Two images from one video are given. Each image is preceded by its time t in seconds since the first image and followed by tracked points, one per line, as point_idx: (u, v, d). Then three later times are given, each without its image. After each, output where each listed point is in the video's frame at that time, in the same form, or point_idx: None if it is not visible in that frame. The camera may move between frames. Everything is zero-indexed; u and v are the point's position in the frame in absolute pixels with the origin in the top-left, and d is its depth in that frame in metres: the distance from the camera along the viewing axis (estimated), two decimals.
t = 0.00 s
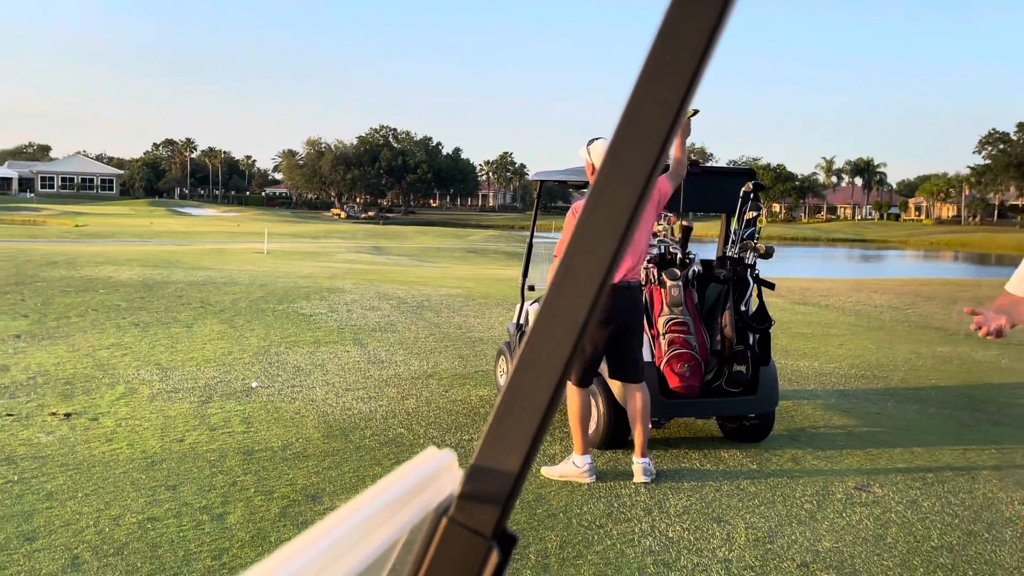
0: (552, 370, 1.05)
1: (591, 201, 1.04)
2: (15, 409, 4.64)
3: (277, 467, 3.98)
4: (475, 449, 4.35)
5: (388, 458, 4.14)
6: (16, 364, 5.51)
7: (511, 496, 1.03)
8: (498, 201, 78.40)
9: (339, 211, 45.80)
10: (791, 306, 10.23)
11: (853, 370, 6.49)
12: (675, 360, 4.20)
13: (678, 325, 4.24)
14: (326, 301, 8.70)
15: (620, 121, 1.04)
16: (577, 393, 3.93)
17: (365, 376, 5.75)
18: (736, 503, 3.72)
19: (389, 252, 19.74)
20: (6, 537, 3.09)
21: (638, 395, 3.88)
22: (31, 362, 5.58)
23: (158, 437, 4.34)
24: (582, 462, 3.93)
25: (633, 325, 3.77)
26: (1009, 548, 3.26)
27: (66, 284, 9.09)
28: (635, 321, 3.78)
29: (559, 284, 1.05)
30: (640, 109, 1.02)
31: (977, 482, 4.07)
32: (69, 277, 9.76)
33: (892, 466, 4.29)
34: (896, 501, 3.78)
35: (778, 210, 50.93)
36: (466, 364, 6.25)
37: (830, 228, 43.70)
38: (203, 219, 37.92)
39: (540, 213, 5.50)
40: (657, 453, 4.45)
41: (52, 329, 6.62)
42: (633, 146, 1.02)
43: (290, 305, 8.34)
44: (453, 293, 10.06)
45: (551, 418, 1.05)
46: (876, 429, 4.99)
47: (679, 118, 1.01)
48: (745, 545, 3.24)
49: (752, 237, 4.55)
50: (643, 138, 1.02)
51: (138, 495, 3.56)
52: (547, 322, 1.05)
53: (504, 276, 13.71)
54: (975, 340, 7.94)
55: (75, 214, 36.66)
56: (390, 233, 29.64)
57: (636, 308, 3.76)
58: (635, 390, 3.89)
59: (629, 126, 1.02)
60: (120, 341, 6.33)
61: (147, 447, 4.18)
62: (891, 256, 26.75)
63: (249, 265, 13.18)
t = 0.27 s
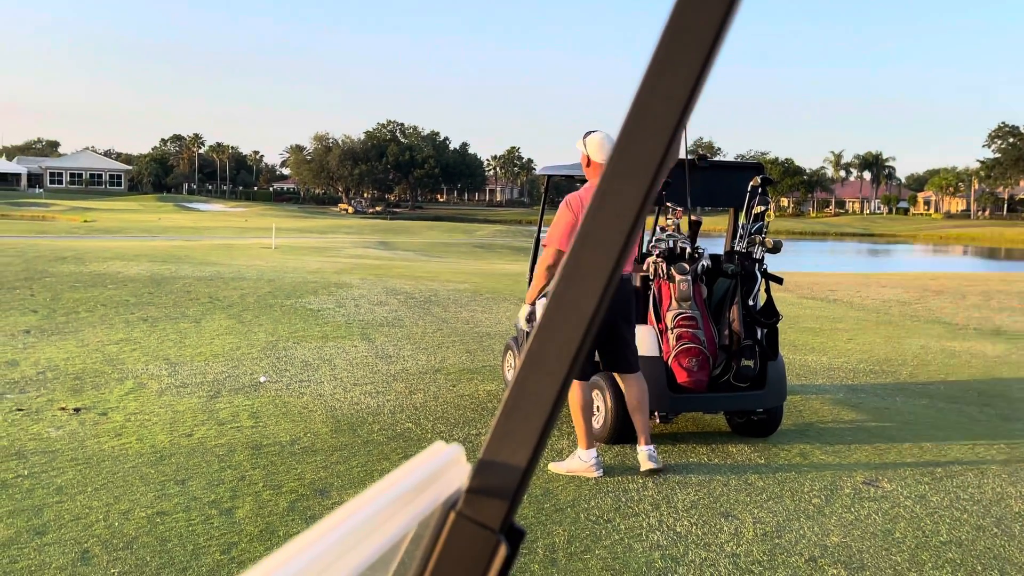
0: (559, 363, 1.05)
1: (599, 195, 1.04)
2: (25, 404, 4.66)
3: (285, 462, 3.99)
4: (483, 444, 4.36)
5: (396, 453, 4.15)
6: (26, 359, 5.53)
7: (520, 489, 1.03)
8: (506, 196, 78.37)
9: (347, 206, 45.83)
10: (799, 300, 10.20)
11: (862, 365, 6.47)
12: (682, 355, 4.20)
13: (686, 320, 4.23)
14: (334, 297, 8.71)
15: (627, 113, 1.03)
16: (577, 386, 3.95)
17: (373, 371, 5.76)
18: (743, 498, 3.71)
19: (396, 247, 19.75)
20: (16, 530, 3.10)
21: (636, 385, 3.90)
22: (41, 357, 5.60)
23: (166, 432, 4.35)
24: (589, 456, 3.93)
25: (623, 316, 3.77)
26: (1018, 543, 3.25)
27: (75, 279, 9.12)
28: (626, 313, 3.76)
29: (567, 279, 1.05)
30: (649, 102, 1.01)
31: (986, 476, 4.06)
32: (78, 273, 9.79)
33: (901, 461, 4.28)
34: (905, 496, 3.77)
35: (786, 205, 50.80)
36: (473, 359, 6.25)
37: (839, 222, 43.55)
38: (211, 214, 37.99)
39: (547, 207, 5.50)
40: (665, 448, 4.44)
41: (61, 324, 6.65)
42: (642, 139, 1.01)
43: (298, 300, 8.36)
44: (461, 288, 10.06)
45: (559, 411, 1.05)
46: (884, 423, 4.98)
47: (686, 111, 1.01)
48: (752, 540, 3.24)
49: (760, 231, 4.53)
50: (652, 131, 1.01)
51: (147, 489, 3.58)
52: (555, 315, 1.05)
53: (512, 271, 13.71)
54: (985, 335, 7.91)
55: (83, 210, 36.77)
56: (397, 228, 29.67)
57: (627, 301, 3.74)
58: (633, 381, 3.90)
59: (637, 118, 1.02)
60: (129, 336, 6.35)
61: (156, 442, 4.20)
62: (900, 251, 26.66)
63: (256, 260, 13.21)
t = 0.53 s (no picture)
0: (565, 361, 1.05)
1: (605, 194, 1.04)
2: (33, 400, 4.68)
3: (292, 458, 4.00)
4: (489, 440, 4.36)
5: (402, 449, 4.16)
6: (33, 355, 5.55)
7: (526, 486, 1.03)
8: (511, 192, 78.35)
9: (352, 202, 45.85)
10: (805, 296, 10.18)
11: (868, 361, 6.46)
12: (689, 352, 4.20)
13: (692, 316, 4.24)
14: (340, 293, 8.72)
15: (632, 112, 1.03)
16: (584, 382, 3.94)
17: (379, 367, 5.77)
18: (750, 494, 3.71)
19: (402, 244, 19.76)
20: (25, 526, 3.12)
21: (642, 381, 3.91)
22: (48, 354, 5.62)
23: (173, 428, 4.36)
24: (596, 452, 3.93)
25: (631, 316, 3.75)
26: None
27: (82, 276, 9.15)
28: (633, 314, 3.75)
29: (572, 277, 1.05)
30: (654, 100, 1.01)
31: (993, 473, 4.05)
32: (85, 269, 9.82)
33: (908, 457, 4.27)
34: (911, 492, 3.77)
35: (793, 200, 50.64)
36: (479, 355, 6.25)
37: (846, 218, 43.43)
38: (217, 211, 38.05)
39: (552, 204, 5.49)
40: (671, 445, 4.44)
41: (69, 320, 6.67)
42: (647, 135, 1.01)
43: (304, 296, 8.37)
44: (467, 284, 10.07)
45: (565, 408, 1.05)
46: (890, 420, 4.97)
47: (692, 110, 1.01)
48: (759, 536, 3.24)
49: (766, 228, 4.51)
50: (657, 130, 1.01)
51: (154, 485, 3.59)
52: (560, 315, 1.05)
53: (517, 267, 13.71)
54: (992, 331, 7.89)
55: (90, 206, 36.85)
56: (403, 224, 29.68)
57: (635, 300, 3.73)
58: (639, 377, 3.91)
59: (643, 116, 1.02)
60: (136, 333, 6.37)
61: (163, 438, 4.21)
62: (907, 247, 26.60)
63: (262, 257, 13.23)
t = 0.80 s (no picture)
0: (576, 354, 1.04)
1: (615, 185, 1.04)
2: (38, 397, 4.69)
3: (295, 455, 4.00)
4: (493, 438, 4.36)
5: (406, 447, 4.16)
6: (38, 353, 5.56)
7: (535, 479, 1.03)
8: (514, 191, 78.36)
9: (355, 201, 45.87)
10: (809, 294, 10.16)
11: (872, 359, 6.45)
12: (693, 349, 4.20)
13: (696, 314, 4.24)
14: (344, 291, 8.73)
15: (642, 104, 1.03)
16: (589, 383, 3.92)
17: (383, 365, 5.77)
18: (754, 492, 3.70)
19: (405, 242, 19.77)
20: (29, 522, 3.12)
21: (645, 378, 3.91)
22: (53, 351, 5.62)
23: (177, 425, 4.37)
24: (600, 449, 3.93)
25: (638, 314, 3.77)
26: None
27: (86, 274, 9.16)
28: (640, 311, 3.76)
29: (583, 270, 1.04)
30: (664, 93, 1.01)
31: (998, 470, 4.04)
32: (89, 267, 9.83)
33: (913, 455, 4.26)
34: (916, 490, 3.76)
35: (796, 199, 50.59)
36: (483, 353, 6.25)
37: (849, 216, 43.38)
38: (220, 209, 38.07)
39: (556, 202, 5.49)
40: (675, 442, 4.44)
41: (73, 318, 6.68)
42: (657, 128, 1.01)
43: (308, 294, 8.38)
44: (470, 282, 10.07)
45: (575, 401, 1.05)
46: (895, 418, 4.96)
47: (703, 101, 1.00)
48: (763, 534, 3.23)
49: (770, 225, 4.49)
50: (668, 122, 1.01)
51: (158, 482, 3.59)
52: (569, 308, 1.05)
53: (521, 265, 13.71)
54: (996, 329, 7.88)
55: (93, 205, 36.89)
56: (406, 222, 29.70)
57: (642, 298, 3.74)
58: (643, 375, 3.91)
59: (653, 108, 1.01)
60: (140, 330, 6.38)
61: (167, 435, 4.21)
62: (910, 245, 26.58)
63: (266, 255, 13.24)
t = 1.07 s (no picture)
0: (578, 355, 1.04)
1: (618, 187, 1.03)
2: (40, 397, 4.69)
3: (297, 455, 4.00)
4: (494, 438, 4.36)
5: (408, 447, 4.15)
6: (40, 352, 5.56)
7: (538, 480, 1.03)
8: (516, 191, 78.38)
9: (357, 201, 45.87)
10: (811, 295, 10.16)
11: (874, 360, 6.45)
12: (695, 349, 4.20)
13: (698, 314, 4.23)
14: (345, 290, 8.73)
15: (644, 105, 1.02)
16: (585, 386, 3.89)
17: (385, 364, 5.77)
18: (756, 492, 3.70)
19: (408, 241, 19.77)
20: (31, 521, 3.12)
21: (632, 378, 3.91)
22: (55, 350, 5.62)
23: (179, 425, 4.37)
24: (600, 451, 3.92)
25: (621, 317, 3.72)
26: None
27: (88, 273, 9.16)
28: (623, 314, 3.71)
29: (584, 271, 1.04)
30: (666, 93, 1.00)
31: (1001, 471, 4.03)
32: (91, 266, 9.84)
33: (915, 456, 4.26)
34: (919, 491, 3.75)
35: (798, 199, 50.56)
36: (485, 353, 6.25)
37: (852, 216, 43.36)
38: (223, 208, 38.08)
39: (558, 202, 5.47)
40: (676, 442, 4.43)
41: (75, 317, 6.68)
42: (659, 129, 1.01)
43: (310, 293, 8.38)
44: (472, 282, 10.06)
45: (576, 401, 1.04)
46: (897, 418, 4.95)
47: (705, 102, 1.00)
48: (765, 535, 3.23)
49: (773, 225, 4.46)
50: (670, 123, 1.00)
51: (161, 481, 3.59)
52: (571, 308, 1.04)
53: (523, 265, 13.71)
54: (998, 330, 7.87)
55: (96, 204, 36.90)
56: (409, 222, 29.71)
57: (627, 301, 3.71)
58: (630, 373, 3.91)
59: (655, 108, 1.01)
60: (142, 329, 6.38)
61: (169, 435, 4.21)
62: (913, 245, 26.57)
63: (268, 254, 13.24)
